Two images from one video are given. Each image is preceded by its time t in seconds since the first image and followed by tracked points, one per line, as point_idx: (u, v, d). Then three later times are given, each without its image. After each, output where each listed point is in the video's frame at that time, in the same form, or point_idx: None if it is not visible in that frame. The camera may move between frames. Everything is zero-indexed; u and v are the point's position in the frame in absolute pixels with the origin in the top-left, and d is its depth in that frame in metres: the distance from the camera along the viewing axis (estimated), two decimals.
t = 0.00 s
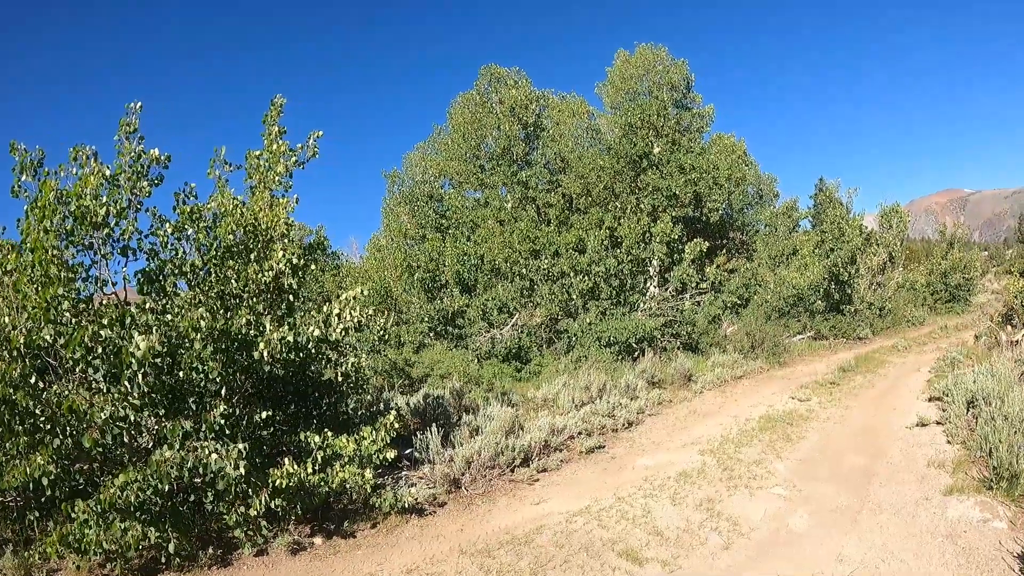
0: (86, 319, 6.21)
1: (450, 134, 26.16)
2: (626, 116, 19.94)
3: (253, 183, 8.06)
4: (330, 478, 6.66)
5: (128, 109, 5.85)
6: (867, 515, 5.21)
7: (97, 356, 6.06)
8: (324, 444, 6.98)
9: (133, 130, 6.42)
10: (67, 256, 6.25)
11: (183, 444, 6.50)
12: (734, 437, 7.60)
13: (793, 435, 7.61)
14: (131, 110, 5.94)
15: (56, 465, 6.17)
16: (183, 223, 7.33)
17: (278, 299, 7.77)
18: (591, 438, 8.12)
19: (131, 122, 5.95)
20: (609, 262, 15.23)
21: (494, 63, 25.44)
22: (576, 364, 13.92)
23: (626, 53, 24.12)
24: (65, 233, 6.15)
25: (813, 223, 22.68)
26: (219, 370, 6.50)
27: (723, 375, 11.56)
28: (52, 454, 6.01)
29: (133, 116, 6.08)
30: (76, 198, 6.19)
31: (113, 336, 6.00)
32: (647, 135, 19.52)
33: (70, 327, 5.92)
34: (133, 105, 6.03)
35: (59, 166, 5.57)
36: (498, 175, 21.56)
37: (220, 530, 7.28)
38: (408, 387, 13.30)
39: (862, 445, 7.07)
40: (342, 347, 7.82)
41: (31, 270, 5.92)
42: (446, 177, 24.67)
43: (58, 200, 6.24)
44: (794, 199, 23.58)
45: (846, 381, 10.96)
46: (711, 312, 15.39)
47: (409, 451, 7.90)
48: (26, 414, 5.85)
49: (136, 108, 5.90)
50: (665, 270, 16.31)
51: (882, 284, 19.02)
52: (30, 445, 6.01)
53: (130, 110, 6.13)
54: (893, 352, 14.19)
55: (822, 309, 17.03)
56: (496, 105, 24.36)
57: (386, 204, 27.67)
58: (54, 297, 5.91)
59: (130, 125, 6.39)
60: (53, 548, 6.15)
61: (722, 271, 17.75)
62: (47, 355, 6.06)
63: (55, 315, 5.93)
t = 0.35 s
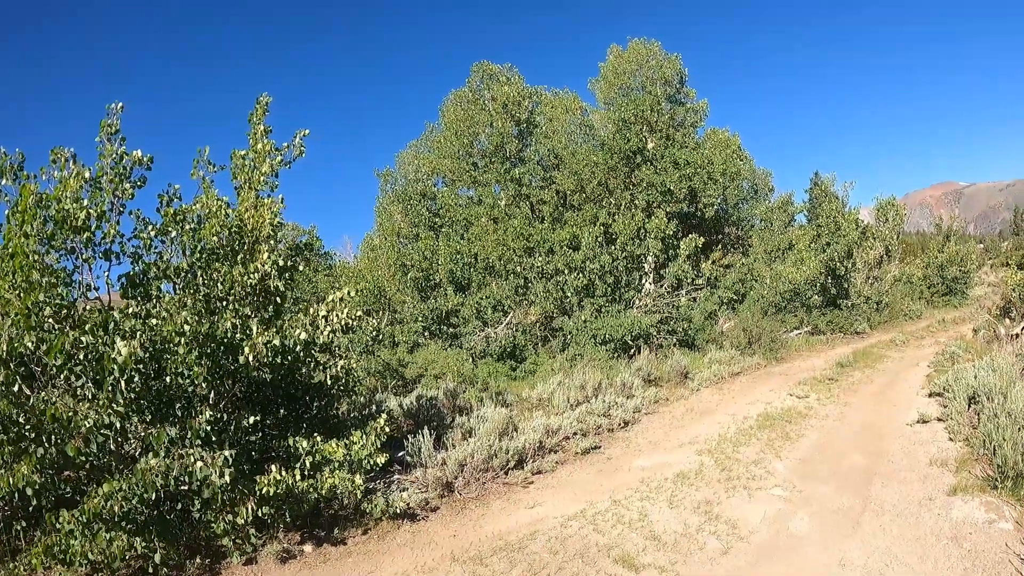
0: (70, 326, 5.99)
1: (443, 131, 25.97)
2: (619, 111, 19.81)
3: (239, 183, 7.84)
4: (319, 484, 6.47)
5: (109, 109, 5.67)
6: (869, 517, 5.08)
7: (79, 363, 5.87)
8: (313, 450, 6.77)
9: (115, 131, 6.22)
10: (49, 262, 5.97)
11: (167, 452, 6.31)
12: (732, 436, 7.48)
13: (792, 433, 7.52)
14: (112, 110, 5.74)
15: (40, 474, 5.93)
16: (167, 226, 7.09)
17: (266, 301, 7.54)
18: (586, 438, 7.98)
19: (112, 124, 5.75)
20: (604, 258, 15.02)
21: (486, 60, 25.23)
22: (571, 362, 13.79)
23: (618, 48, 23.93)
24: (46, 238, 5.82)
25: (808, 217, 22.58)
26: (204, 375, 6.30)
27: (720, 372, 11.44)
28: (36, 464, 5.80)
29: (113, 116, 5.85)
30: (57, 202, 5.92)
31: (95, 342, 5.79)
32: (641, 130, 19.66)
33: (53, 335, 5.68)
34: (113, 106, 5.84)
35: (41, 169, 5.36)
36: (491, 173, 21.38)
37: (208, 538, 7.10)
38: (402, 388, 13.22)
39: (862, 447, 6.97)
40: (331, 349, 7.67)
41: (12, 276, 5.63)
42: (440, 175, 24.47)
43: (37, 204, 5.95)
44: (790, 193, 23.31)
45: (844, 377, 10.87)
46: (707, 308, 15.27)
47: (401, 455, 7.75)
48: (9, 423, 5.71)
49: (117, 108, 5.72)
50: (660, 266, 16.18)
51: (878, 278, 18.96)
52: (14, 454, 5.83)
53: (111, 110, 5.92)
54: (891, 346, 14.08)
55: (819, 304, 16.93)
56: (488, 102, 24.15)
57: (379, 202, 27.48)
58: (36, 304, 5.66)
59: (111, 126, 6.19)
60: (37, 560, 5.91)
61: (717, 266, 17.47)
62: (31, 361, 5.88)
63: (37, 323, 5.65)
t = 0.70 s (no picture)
0: (45, 330, 5.75)
1: (434, 129, 25.69)
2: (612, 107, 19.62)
3: (219, 182, 7.36)
4: (302, 493, 6.17)
5: (83, 105, 5.46)
6: (873, 525, 4.91)
7: (52, 370, 5.54)
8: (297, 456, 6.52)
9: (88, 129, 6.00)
10: (24, 264, 5.70)
11: (145, 462, 6.05)
12: (729, 439, 7.29)
13: (791, 435, 7.38)
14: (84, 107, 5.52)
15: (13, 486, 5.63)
16: (144, 226, 6.86)
17: (247, 305, 7.12)
18: (580, 441, 7.75)
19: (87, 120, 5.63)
20: (597, 256, 14.77)
21: (478, 56, 24.95)
22: (565, 362, 13.57)
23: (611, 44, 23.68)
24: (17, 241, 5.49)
25: (803, 214, 22.42)
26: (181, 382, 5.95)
27: (716, 372, 11.24)
28: (10, 475, 5.48)
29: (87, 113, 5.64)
30: (28, 202, 5.67)
31: (68, 347, 5.45)
32: (634, 127, 19.41)
33: (27, 341, 5.37)
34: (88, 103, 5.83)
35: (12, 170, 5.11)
36: (482, 171, 21.13)
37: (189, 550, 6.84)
38: (392, 390, 12.97)
39: (861, 448, 6.85)
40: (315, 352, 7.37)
41: None
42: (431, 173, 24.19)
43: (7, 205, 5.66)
44: (785, 190, 23.20)
45: (841, 376, 10.72)
46: (702, 306, 15.08)
47: (389, 461, 7.48)
48: None
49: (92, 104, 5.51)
50: (654, 264, 15.97)
51: (874, 274, 18.82)
52: None
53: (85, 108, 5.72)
54: (889, 344, 13.92)
55: (815, 301, 16.78)
56: (480, 99, 23.89)
57: (370, 201, 27.19)
58: (7, 309, 5.36)
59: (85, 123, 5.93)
60: None
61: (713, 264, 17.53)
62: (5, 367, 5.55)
63: (9, 327, 5.42)
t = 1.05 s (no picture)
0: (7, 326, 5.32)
1: (427, 123, 25.30)
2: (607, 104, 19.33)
3: (194, 173, 6.72)
4: (275, 502, 5.71)
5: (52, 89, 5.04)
6: (883, 545, 4.79)
7: (13, 369, 5.11)
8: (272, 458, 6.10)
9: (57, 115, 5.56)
10: None
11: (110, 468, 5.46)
12: (726, 447, 6.98)
13: (791, 444, 7.11)
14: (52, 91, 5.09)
15: None
16: (115, 217, 6.37)
17: (222, 304, 6.53)
18: (571, 448, 7.41)
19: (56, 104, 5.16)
20: (591, 254, 14.40)
21: (473, 50, 24.53)
22: (556, 362, 13.25)
23: (608, 40, 23.28)
24: None
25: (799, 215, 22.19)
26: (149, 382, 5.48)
27: (712, 375, 10.96)
28: None
29: (55, 97, 5.21)
30: None
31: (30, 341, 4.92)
32: (630, 124, 19.00)
33: None
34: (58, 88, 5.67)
35: None
36: (475, 167, 20.81)
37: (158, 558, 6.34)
38: (379, 390, 12.62)
39: (865, 460, 6.66)
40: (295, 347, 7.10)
41: None
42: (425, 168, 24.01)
43: None
44: (781, 191, 22.95)
45: (839, 381, 10.47)
46: (696, 307, 14.77)
47: (370, 466, 7.10)
48: None
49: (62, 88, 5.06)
50: (649, 264, 15.62)
51: (871, 277, 18.62)
52: None
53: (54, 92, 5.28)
54: (887, 349, 13.69)
55: (812, 303, 16.54)
56: (475, 93, 23.49)
57: (362, 196, 26.81)
58: None
59: (53, 108, 5.49)
60: None
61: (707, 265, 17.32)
62: None
63: None
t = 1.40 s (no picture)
0: None
1: (426, 119, 24.93)
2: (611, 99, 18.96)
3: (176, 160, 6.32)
4: (257, 514, 5.26)
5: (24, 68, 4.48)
6: (914, 564, 4.45)
7: None
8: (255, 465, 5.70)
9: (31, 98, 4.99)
10: None
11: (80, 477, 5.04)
12: (737, 454, 6.61)
13: (807, 451, 6.73)
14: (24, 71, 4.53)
15: None
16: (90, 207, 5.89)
17: (201, 300, 6.07)
18: (574, 454, 7.03)
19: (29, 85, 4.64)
20: (594, 252, 13.99)
21: (474, 45, 24.12)
22: (557, 362, 12.88)
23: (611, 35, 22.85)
24: None
25: (805, 214, 21.80)
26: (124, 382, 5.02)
27: (719, 377, 10.59)
28: None
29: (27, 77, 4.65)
30: None
31: None
32: (634, 119, 18.58)
33: None
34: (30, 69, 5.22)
35: None
36: (475, 163, 20.43)
37: None
38: (374, 390, 12.24)
39: (884, 470, 6.32)
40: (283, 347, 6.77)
41: None
42: (424, 163, 23.70)
43: None
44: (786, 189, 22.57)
45: (850, 384, 10.10)
46: (701, 307, 14.38)
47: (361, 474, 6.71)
48: None
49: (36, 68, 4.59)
50: (654, 261, 15.26)
51: (877, 278, 18.22)
52: None
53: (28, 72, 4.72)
54: (896, 351, 13.30)
55: (818, 303, 16.24)
56: (475, 88, 23.13)
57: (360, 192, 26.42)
58: None
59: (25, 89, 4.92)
60: None
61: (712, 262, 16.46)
62: None
63: None
